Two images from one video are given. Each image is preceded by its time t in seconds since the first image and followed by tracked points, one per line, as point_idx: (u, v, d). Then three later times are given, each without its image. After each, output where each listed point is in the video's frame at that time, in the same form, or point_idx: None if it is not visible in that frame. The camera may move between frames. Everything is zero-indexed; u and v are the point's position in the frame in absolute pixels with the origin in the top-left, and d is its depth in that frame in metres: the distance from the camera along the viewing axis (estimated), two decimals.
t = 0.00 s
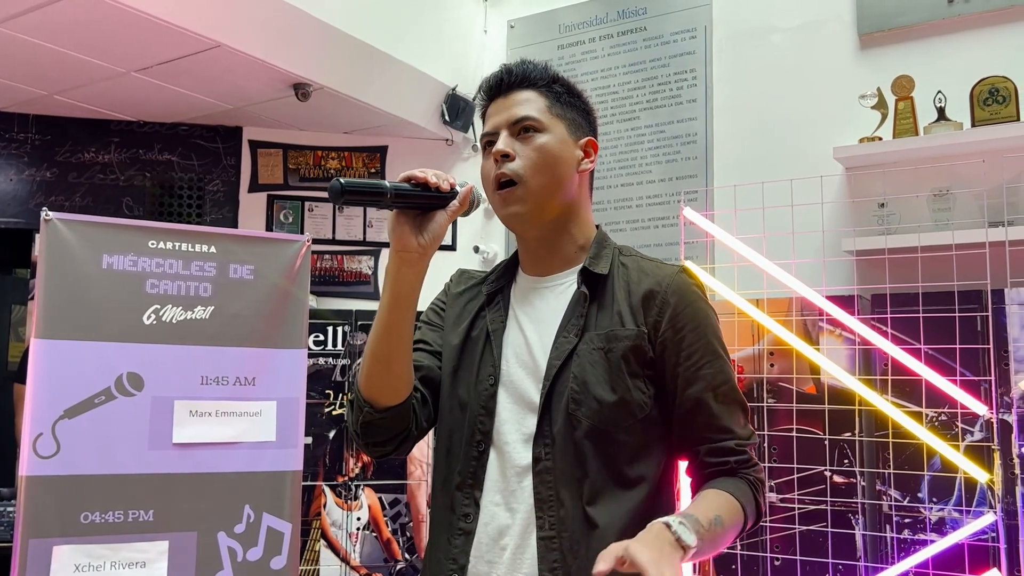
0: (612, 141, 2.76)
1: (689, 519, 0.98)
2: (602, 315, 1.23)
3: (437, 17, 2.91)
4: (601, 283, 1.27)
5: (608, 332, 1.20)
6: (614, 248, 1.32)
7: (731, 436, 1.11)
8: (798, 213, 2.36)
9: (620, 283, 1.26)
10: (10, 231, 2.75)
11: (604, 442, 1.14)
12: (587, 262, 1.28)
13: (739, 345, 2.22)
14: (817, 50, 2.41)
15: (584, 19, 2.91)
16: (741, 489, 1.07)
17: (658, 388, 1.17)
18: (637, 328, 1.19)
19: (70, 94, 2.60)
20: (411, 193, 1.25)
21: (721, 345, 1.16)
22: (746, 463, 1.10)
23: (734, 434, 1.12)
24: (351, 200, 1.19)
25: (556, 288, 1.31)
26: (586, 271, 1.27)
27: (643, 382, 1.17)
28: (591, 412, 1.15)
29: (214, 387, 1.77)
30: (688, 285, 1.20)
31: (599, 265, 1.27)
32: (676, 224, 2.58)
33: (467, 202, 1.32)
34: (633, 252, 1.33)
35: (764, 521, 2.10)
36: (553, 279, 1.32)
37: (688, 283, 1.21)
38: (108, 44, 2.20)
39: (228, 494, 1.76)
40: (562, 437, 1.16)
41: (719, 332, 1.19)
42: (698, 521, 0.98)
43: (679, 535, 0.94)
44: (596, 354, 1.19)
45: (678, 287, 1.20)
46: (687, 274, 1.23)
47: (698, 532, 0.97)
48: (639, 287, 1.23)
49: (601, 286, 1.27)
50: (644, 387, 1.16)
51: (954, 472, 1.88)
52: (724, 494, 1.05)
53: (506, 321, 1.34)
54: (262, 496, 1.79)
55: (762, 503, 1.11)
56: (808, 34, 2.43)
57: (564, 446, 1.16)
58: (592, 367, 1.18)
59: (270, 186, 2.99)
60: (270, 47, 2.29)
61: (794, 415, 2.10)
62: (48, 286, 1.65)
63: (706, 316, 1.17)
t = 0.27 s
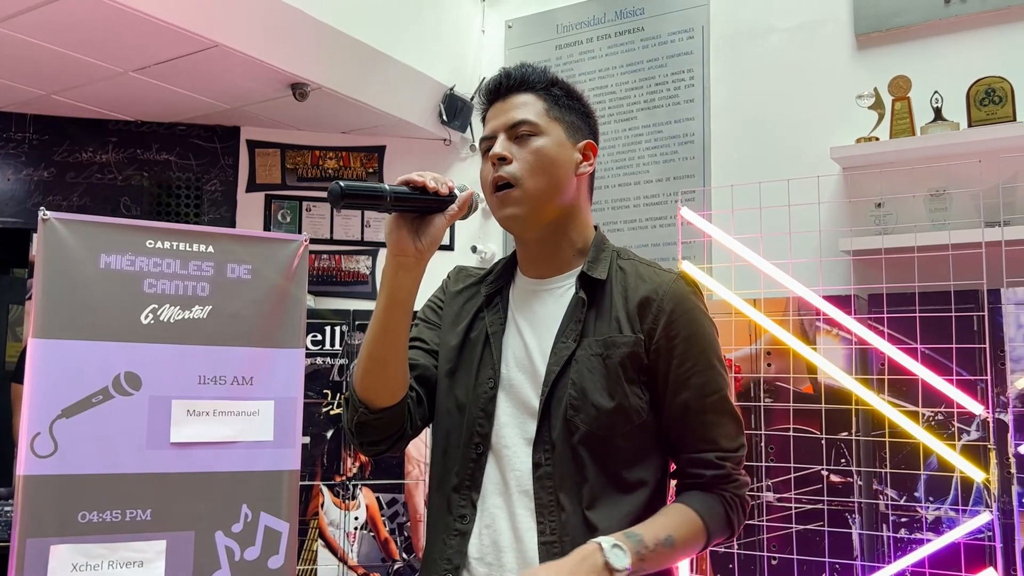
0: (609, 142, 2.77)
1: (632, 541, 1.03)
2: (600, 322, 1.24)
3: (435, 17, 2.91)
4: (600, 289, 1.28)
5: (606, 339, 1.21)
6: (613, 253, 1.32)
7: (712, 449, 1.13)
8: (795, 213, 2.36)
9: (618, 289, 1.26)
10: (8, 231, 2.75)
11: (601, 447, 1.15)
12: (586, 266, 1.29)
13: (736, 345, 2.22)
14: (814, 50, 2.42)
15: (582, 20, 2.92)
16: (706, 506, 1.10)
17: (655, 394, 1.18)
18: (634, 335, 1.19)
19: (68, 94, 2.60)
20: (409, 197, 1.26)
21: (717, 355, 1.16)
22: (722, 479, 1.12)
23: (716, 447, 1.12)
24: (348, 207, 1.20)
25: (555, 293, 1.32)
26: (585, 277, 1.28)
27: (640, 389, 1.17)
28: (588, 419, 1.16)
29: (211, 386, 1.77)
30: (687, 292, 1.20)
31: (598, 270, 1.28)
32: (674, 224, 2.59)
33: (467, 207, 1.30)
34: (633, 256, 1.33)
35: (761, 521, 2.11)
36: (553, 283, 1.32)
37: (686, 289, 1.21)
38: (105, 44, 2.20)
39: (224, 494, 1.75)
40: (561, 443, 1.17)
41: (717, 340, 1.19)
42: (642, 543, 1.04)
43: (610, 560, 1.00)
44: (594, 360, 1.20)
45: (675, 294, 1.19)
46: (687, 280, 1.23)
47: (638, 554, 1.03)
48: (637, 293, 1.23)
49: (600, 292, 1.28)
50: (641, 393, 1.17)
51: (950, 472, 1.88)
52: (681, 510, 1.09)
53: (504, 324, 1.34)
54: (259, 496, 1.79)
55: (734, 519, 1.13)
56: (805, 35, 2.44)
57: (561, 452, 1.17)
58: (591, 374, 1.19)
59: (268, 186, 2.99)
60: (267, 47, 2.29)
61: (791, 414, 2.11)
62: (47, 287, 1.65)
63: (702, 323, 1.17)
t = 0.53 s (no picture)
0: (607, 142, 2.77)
1: (584, 513, 1.04)
2: (602, 326, 1.24)
3: (434, 18, 2.91)
4: (604, 293, 1.28)
5: (605, 342, 1.21)
6: (617, 257, 1.32)
7: (697, 454, 1.11)
8: (793, 214, 2.37)
9: (620, 293, 1.27)
10: (6, 231, 2.75)
11: (600, 451, 1.15)
12: (589, 271, 1.29)
13: (734, 345, 2.23)
14: (813, 51, 2.42)
15: (580, 20, 2.92)
16: (682, 508, 1.07)
17: (651, 399, 1.18)
18: (632, 339, 1.20)
19: (66, 94, 2.60)
20: (400, 195, 1.27)
21: (714, 361, 1.15)
22: (703, 484, 1.09)
23: (702, 452, 1.10)
24: (341, 202, 1.19)
25: (557, 296, 1.33)
26: (588, 281, 1.29)
27: (637, 393, 1.18)
28: (586, 422, 1.17)
29: (210, 387, 1.77)
30: (688, 298, 1.20)
31: (601, 275, 1.28)
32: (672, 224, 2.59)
33: (461, 205, 1.33)
34: (637, 261, 1.34)
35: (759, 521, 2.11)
36: (554, 286, 1.34)
37: (687, 295, 1.21)
38: (104, 45, 2.20)
39: (222, 495, 1.76)
40: (558, 446, 1.18)
41: (716, 347, 1.18)
42: (594, 517, 1.04)
43: (552, 517, 1.01)
44: (593, 363, 1.21)
45: (676, 300, 1.20)
46: (690, 287, 1.23)
47: (585, 526, 1.03)
48: (637, 297, 1.24)
49: (602, 295, 1.28)
50: (637, 398, 1.18)
51: (948, 472, 1.89)
52: (650, 503, 1.08)
53: (507, 326, 1.35)
54: (258, 496, 1.79)
55: (714, 531, 1.08)
56: (803, 36, 2.44)
57: (560, 454, 1.18)
58: (589, 377, 1.20)
59: (267, 187, 2.99)
60: (265, 47, 2.29)
61: (789, 415, 2.11)
62: (47, 287, 1.66)
63: (698, 330, 1.17)
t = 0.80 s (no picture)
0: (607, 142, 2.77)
1: (582, 493, 1.03)
2: (602, 325, 1.25)
3: (433, 18, 2.91)
4: (604, 291, 1.29)
5: (605, 340, 1.22)
6: (619, 256, 1.33)
7: (698, 450, 1.10)
8: (792, 214, 2.37)
9: (620, 291, 1.27)
10: (5, 231, 2.75)
11: (600, 450, 1.16)
12: (590, 270, 1.29)
13: (733, 346, 2.23)
14: (812, 51, 2.42)
15: (580, 21, 2.92)
16: (683, 501, 1.07)
17: (651, 396, 1.18)
18: (632, 336, 1.20)
19: (66, 94, 2.60)
20: (403, 200, 1.27)
21: (716, 357, 1.15)
22: (705, 480, 1.08)
23: (704, 449, 1.10)
24: (341, 210, 1.21)
25: (559, 296, 1.34)
26: (588, 280, 1.29)
27: (637, 391, 1.18)
28: (585, 420, 1.18)
29: (210, 387, 1.77)
30: (688, 294, 1.20)
31: (603, 274, 1.29)
32: (671, 225, 2.60)
33: (464, 210, 1.32)
34: (640, 259, 1.34)
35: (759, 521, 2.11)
36: (557, 287, 1.35)
37: (688, 291, 1.21)
38: (103, 45, 2.20)
39: (222, 494, 1.76)
40: (559, 446, 1.20)
41: (719, 342, 1.17)
42: (593, 497, 1.03)
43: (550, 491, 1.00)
44: (593, 361, 1.21)
45: (676, 296, 1.20)
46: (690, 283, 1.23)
47: (584, 505, 1.02)
48: (636, 294, 1.24)
49: (603, 294, 1.29)
50: (638, 395, 1.18)
51: (947, 472, 1.90)
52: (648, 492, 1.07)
53: (512, 328, 1.37)
54: (257, 495, 1.79)
55: (712, 526, 1.08)
56: (802, 37, 2.45)
57: (561, 454, 1.19)
58: (588, 375, 1.20)
59: (266, 187, 2.99)
60: (264, 48, 2.29)
61: (788, 415, 2.11)
62: (47, 288, 1.66)
63: (700, 326, 1.16)
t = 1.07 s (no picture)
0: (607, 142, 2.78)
1: (624, 523, 0.99)
2: (606, 324, 1.25)
3: (433, 18, 2.91)
4: (607, 290, 1.29)
5: (609, 339, 1.22)
6: (622, 253, 1.33)
7: (721, 448, 1.10)
8: (792, 214, 2.37)
9: (624, 288, 1.27)
10: (4, 231, 2.75)
11: (608, 450, 1.16)
12: (592, 270, 1.30)
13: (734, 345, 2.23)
14: (812, 51, 2.42)
15: (580, 21, 2.92)
16: (715, 504, 1.05)
17: (660, 393, 1.18)
18: (637, 333, 1.20)
19: (65, 94, 2.60)
20: (416, 198, 1.27)
21: (725, 349, 1.14)
22: (731, 478, 1.08)
23: (725, 446, 1.09)
24: (354, 210, 1.21)
25: (564, 297, 1.35)
26: (591, 280, 1.30)
27: (645, 388, 1.18)
28: (594, 420, 1.17)
29: (209, 387, 1.77)
30: (692, 286, 1.20)
31: (603, 272, 1.29)
32: (671, 225, 2.60)
33: (476, 206, 1.33)
34: (643, 256, 1.34)
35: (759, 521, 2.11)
36: (561, 289, 1.35)
37: (693, 283, 1.20)
38: (103, 45, 2.20)
39: (222, 494, 1.76)
40: (569, 448, 1.19)
41: (726, 333, 1.17)
42: (635, 526, 0.99)
43: (596, 532, 0.96)
44: (598, 360, 1.21)
45: (680, 289, 1.19)
46: (694, 276, 1.22)
47: (630, 537, 0.98)
48: (640, 290, 1.24)
49: (606, 293, 1.29)
50: (646, 392, 1.17)
51: (946, 472, 1.90)
52: (683, 506, 1.05)
53: (518, 332, 1.37)
54: (257, 495, 1.79)
55: (745, 525, 1.07)
56: (801, 37, 2.45)
57: (571, 457, 1.19)
58: (594, 375, 1.20)
59: (266, 187, 2.99)
60: (264, 48, 2.29)
61: (787, 415, 2.11)
62: (47, 288, 1.66)
63: (706, 318, 1.16)
